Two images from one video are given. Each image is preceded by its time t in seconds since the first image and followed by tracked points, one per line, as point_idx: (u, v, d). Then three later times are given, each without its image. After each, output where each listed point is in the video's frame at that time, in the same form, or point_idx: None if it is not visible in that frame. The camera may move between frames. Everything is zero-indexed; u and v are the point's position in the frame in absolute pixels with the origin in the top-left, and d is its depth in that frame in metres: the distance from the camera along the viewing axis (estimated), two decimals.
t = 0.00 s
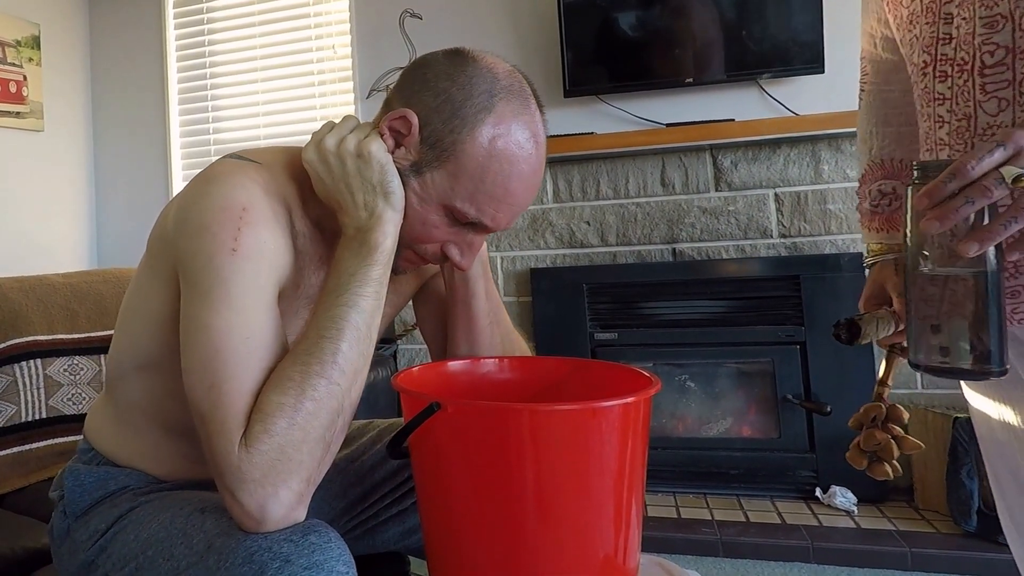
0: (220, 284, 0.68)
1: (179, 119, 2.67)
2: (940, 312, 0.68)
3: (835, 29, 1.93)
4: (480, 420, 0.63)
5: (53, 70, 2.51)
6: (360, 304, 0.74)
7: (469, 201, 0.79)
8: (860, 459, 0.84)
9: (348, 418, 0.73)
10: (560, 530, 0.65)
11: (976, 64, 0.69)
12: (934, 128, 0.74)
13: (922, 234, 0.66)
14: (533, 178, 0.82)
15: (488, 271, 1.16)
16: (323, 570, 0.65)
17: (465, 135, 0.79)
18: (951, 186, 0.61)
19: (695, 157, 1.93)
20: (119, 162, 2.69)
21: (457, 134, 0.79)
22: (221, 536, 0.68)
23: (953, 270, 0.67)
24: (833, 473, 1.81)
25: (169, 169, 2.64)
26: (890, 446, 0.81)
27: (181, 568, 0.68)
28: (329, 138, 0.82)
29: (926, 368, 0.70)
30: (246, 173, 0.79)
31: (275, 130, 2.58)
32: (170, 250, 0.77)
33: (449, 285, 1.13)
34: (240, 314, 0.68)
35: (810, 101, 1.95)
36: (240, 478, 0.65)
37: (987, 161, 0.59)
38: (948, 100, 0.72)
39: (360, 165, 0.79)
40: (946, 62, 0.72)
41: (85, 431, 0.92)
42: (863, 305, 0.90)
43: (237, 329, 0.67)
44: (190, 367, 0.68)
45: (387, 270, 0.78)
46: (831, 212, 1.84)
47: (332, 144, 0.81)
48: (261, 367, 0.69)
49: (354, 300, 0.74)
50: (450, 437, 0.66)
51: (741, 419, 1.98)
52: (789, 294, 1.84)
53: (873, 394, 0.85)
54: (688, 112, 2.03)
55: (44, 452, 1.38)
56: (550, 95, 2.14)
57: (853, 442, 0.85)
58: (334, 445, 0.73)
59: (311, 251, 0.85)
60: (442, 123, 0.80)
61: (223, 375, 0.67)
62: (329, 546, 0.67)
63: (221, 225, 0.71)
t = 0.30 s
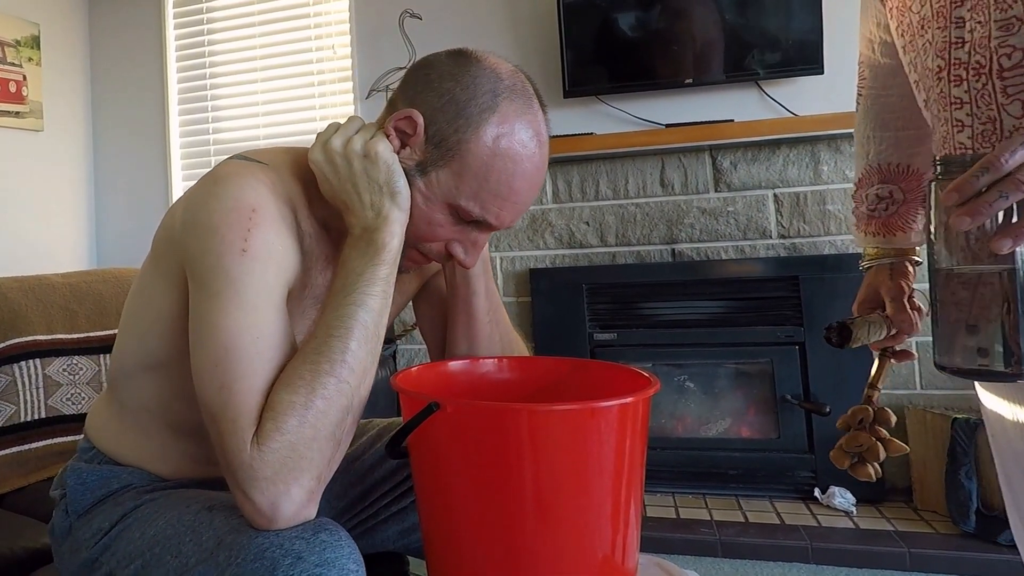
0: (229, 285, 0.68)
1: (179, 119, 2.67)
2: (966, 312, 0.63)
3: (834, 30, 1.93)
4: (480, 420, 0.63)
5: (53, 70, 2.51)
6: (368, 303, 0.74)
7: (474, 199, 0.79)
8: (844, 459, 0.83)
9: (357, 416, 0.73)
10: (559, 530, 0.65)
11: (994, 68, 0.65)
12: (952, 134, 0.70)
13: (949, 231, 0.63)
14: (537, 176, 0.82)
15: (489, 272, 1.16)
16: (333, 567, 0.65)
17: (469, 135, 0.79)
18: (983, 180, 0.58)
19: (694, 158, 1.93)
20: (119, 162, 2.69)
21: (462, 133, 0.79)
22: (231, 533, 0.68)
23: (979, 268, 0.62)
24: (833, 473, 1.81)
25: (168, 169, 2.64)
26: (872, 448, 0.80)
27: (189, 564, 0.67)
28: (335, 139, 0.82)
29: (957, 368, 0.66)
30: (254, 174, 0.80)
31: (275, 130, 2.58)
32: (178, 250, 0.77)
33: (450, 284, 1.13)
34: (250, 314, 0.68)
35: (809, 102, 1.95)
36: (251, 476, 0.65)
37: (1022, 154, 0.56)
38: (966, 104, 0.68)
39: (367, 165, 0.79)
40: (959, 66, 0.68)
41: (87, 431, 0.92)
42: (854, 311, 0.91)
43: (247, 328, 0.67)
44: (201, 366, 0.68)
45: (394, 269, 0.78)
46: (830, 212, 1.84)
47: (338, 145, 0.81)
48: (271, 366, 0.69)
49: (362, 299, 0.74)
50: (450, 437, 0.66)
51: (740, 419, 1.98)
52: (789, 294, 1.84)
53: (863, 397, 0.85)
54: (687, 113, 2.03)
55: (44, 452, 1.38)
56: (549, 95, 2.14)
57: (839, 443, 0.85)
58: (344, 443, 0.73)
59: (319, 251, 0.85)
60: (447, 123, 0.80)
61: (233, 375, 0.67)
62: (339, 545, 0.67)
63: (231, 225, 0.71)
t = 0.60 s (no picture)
0: (231, 284, 0.68)
1: (178, 118, 2.67)
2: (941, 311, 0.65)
3: (833, 32, 1.93)
4: (477, 421, 0.63)
5: (53, 67, 2.51)
6: (369, 302, 0.74)
7: (475, 199, 0.79)
8: (858, 462, 0.83)
9: (358, 415, 0.73)
10: (557, 531, 0.65)
11: (995, 70, 0.67)
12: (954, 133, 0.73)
13: (929, 230, 0.64)
14: (538, 175, 0.82)
15: (489, 273, 1.16)
16: (335, 566, 0.65)
17: (470, 134, 0.79)
18: (966, 182, 0.58)
19: (693, 159, 1.93)
20: (118, 161, 2.68)
21: (463, 133, 0.79)
22: (232, 531, 0.68)
23: (961, 273, 0.64)
24: (830, 475, 1.82)
25: (167, 167, 2.64)
26: (886, 451, 0.81)
27: (190, 562, 0.67)
28: (337, 138, 0.82)
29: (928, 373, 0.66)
30: (255, 173, 0.80)
31: (274, 128, 2.58)
32: (178, 249, 0.77)
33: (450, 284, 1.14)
34: (252, 313, 0.68)
35: (808, 104, 1.95)
36: (253, 475, 0.65)
37: (1006, 157, 0.57)
38: (967, 104, 0.71)
39: (368, 164, 0.79)
40: (964, 65, 0.71)
41: (86, 430, 0.92)
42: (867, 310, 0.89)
43: (248, 327, 0.67)
44: (202, 365, 0.68)
45: (396, 268, 0.78)
46: (829, 214, 1.84)
47: (340, 143, 0.81)
48: (272, 365, 0.69)
49: (363, 297, 0.74)
50: (447, 437, 0.66)
51: (737, 421, 1.98)
52: (786, 296, 1.84)
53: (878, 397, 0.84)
54: (686, 115, 2.03)
55: (41, 450, 1.38)
56: (549, 96, 2.14)
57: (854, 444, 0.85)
58: (345, 442, 0.73)
59: (319, 251, 0.85)
60: (448, 122, 0.80)
61: (235, 374, 0.67)
62: (341, 543, 0.67)
63: (232, 225, 0.71)
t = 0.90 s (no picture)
0: (225, 283, 0.68)
1: (177, 116, 2.67)
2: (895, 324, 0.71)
3: (833, 32, 1.93)
4: (475, 420, 0.63)
5: (52, 65, 2.51)
6: (366, 301, 0.74)
7: (474, 200, 0.79)
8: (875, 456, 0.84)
9: (354, 414, 0.73)
10: (554, 530, 0.65)
11: (988, 61, 0.71)
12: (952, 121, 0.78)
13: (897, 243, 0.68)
14: (538, 177, 0.82)
15: (489, 272, 1.16)
16: (331, 565, 0.65)
17: (470, 135, 0.79)
18: (930, 193, 0.63)
19: (692, 159, 1.93)
20: (117, 158, 2.68)
21: (463, 133, 0.79)
22: (228, 530, 0.68)
23: (921, 287, 0.70)
24: (827, 475, 1.82)
25: (165, 165, 2.64)
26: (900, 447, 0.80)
27: (186, 561, 0.67)
28: (336, 137, 0.82)
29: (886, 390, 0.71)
30: (252, 172, 0.80)
31: (273, 127, 2.58)
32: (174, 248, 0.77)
33: (450, 284, 1.14)
34: (246, 312, 0.68)
35: (807, 105, 1.95)
36: (247, 474, 0.65)
37: (970, 170, 0.62)
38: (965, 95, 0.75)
39: (367, 163, 0.79)
40: (966, 55, 0.75)
41: (83, 427, 0.92)
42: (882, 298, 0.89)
43: (243, 326, 0.67)
44: (197, 364, 0.68)
45: (393, 268, 0.78)
46: (828, 215, 1.84)
47: (339, 142, 0.81)
48: (267, 364, 0.69)
49: (360, 297, 0.74)
50: (446, 435, 0.66)
51: (735, 421, 1.99)
52: (784, 296, 1.85)
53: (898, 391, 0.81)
54: (685, 114, 2.03)
55: (39, 448, 1.38)
56: (548, 95, 2.14)
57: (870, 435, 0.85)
58: (341, 441, 0.73)
59: (314, 251, 0.85)
60: (449, 122, 0.80)
61: (230, 372, 0.67)
62: (336, 542, 0.67)
63: (227, 224, 0.71)
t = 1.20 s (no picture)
0: (223, 281, 0.68)
1: (176, 114, 2.66)
2: (874, 339, 0.66)
3: (831, 30, 1.93)
4: (474, 418, 0.63)
5: (50, 64, 2.50)
6: (364, 299, 0.74)
7: (472, 198, 0.79)
8: (869, 449, 0.82)
9: (353, 412, 0.73)
10: (553, 529, 0.65)
11: (998, 49, 0.71)
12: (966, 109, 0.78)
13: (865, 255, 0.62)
14: (535, 175, 0.82)
15: (487, 270, 1.16)
16: (328, 562, 0.65)
17: (468, 133, 0.79)
18: (900, 204, 0.56)
19: (690, 157, 1.93)
20: (116, 157, 2.68)
21: (461, 132, 0.79)
22: (226, 528, 0.68)
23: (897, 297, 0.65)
24: (825, 473, 1.82)
25: (164, 164, 2.64)
26: (898, 437, 0.80)
27: (184, 558, 0.67)
28: (334, 135, 0.82)
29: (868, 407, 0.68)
30: (249, 171, 0.80)
31: (272, 126, 2.58)
32: (173, 247, 0.77)
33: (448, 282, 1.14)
34: (244, 310, 0.68)
35: (805, 103, 1.95)
36: (246, 471, 0.65)
37: (943, 180, 0.55)
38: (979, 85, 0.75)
39: (365, 161, 0.80)
40: (981, 42, 0.74)
41: (81, 426, 0.92)
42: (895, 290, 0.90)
43: (241, 324, 0.67)
44: (195, 362, 0.68)
45: (390, 266, 0.78)
46: (826, 213, 1.84)
47: (337, 140, 0.81)
48: (266, 362, 0.69)
49: (358, 295, 0.74)
50: (445, 433, 0.66)
51: (733, 418, 1.99)
52: (782, 294, 1.85)
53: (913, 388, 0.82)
54: (684, 113, 2.03)
55: (38, 447, 1.38)
56: (547, 94, 2.14)
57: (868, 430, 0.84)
58: (340, 439, 0.73)
59: (311, 249, 0.85)
60: (446, 121, 0.80)
61: (227, 371, 0.67)
62: (334, 539, 0.67)
63: (225, 222, 0.71)
